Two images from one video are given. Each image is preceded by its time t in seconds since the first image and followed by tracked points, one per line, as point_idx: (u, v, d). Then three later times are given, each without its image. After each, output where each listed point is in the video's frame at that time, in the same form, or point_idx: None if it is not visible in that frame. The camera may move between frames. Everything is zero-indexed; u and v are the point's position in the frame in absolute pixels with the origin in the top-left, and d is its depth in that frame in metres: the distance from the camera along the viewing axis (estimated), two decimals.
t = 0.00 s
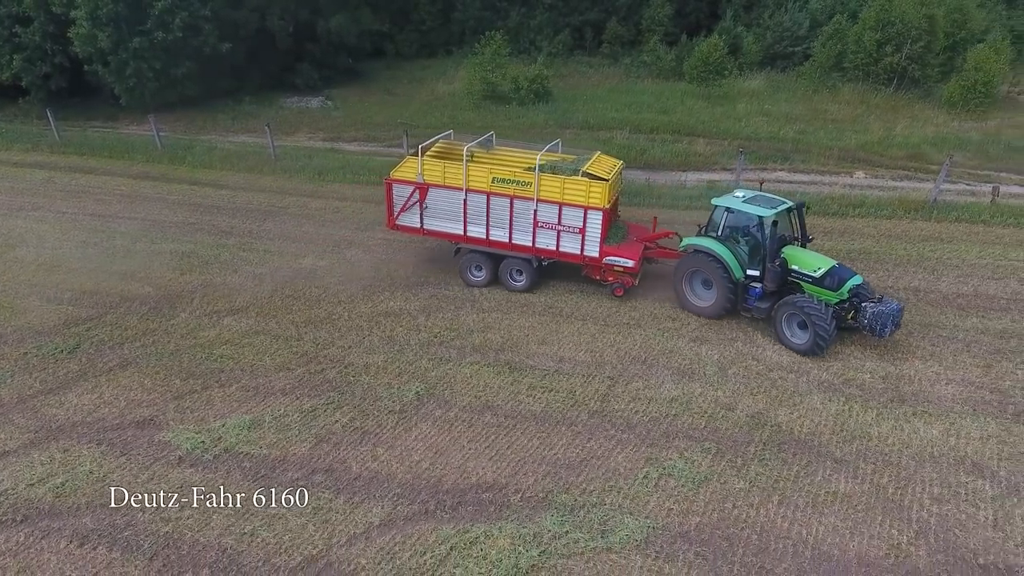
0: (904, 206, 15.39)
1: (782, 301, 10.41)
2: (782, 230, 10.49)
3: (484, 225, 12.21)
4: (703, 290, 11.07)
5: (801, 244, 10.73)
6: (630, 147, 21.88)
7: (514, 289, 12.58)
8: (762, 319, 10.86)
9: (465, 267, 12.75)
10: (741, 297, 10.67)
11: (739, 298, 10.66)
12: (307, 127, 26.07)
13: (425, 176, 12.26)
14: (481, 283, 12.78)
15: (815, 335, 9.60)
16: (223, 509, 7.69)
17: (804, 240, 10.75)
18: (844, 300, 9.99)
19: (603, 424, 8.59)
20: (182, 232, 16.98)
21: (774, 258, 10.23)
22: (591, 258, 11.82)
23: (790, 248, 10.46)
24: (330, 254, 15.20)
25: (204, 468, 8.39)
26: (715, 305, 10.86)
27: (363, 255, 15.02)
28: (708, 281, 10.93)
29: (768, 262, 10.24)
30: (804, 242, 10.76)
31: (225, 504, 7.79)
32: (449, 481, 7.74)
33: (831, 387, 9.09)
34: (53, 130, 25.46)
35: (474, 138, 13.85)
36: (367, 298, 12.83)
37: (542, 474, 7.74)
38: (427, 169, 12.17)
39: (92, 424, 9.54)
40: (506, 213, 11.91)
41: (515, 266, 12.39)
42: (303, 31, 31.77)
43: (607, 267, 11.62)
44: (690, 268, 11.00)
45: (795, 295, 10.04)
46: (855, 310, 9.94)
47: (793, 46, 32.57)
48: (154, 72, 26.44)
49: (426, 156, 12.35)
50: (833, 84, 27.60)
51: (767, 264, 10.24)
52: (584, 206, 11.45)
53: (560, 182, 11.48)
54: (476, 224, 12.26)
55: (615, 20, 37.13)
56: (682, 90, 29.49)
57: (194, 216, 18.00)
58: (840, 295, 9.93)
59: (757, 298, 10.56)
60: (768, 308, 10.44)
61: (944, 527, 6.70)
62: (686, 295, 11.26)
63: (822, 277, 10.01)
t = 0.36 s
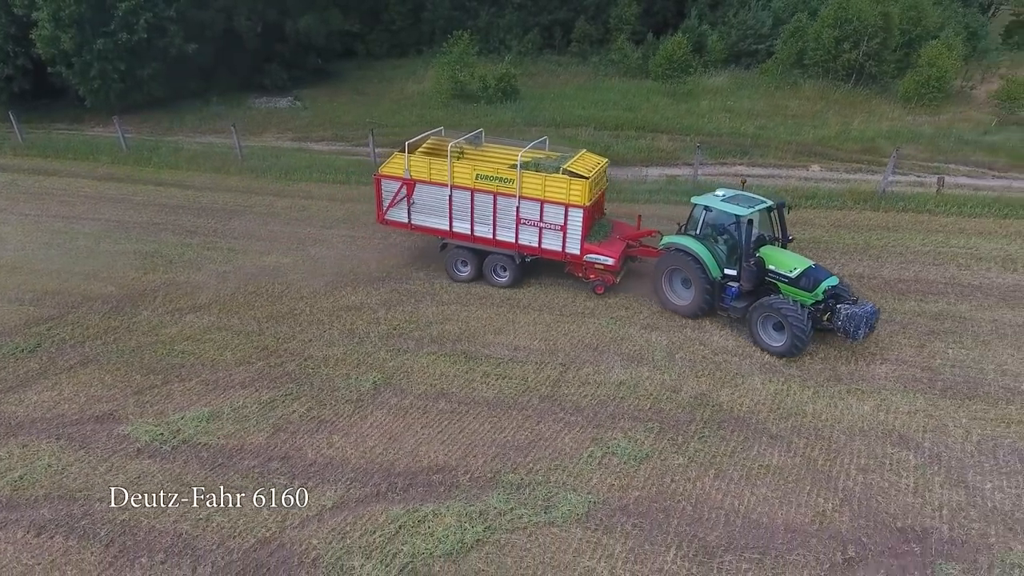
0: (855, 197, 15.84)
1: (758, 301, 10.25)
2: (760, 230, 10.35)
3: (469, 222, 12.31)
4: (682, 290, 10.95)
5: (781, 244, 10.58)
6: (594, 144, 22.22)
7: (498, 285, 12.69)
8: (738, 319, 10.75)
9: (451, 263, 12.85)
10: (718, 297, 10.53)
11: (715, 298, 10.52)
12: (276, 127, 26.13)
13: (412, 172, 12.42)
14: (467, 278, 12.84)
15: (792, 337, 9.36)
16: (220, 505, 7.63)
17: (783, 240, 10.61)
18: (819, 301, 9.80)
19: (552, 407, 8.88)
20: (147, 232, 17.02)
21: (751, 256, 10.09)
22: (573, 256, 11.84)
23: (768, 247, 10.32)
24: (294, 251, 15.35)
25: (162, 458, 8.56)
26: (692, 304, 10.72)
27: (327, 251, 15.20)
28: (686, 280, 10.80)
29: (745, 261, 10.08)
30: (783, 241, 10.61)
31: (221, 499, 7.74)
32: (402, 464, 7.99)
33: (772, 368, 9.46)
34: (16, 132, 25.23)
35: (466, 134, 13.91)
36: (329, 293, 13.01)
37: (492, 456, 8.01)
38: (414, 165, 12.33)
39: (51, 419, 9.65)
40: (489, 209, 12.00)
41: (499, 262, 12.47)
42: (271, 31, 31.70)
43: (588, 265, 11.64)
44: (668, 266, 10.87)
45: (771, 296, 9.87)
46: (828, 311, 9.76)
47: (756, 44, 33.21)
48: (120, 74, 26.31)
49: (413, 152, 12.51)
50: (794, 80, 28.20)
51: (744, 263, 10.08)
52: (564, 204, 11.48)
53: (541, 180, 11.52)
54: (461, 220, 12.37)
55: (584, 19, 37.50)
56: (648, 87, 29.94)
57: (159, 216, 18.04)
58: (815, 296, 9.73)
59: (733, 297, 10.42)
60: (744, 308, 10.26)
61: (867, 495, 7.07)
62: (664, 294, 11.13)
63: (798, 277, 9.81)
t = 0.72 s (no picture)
0: (811, 187, 16.31)
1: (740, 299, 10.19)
2: (743, 225, 10.29)
3: (456, 216, 12.43)
4: (665, 287, 10.89)
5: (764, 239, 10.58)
6: (563, 141, 22.56)
7: (484, 279, 12.78)
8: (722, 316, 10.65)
9: (438, 257, 12.98)
10: (700, 293, 10.46)
11: (698, 295, 10.45)
12: (247, 127, 26.19)
13: (401, 167, 12.59)
14: (454, 272, 12.99)
15: (775, 333, 9.28)
16: (208, 504, 7.57)
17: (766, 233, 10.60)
18: (801, 298, 9.75)
19: (511, 390, 9.19)
20: (115, 231, 17.06)
21: (734, 253, 10.03)
22: (556, 251, 11.86)
23: (750, 243, 10.25)
24: (263, 247, 15.52)
25: (129, 446, 8.74)
26: (675, 301, 10.70)
27: (297, 247, 15.39)
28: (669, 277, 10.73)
29: (726, 258, 10.01)
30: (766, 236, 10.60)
31: (217, 498, 7.64)
32: (364, 446, 8.26)
33: (723, 349, 9.84)
34: None
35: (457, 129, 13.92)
36: (297, 287, 13.22)
37: (450, 436, 8.30)
38: (403, 160, 12.50)
39: (18, 412, 9.77)
40: (475, 204, 12.10)
41: (484, 257, 12.56)
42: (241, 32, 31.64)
43: (570, 260, 11.62)
44: (651, 264, 10.81)
45: (756, 295, 9.67)
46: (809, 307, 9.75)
47: (724, 42, 33.78)
48: (88, 74, 26.21)
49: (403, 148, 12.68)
50: (759, 77, 28.78)
51: (725, 260, 10.01)
52: (547, 199, 11.50)
53: (524, 175, 11.56)
54: (448, 215, 12.50)
55: (555, 18, 37.85)
56: (618, 85, 30.36)
57: (129, 215, 18.09)
58: (796, 293, 9.71)
59: (716, 294, 10.36)
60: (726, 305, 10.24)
61: (803, 463, 7.46)
62: (648, 291, 11.10)
63: (779, 274, 9.81)
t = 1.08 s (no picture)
0: (769, 178, 16.85)
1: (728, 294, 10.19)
2: (729, 220, 10.35)
3: (446, 210, 12.57)
4: (653, 283, 10.89)
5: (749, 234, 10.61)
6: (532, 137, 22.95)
7: (472, 272, 12.91)
8: (709, 311, 10.65)
9: (429, 250, 13.16)
10: (688, 289, 10.45)
11: (686, 290, 10.44)
12: (219, 126, 26.30)
13: (394, 160, 12.77)
14: (445, 265, 13.15)
15: (767, 326, 9.31)
16: (208, 504, 7.47)
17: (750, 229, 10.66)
18: (789, 291, 9.83)
19: (472, 371, 9.56)
20: (87, 228, 17.19)
21: (720, 248, 10.08)
22: (541, 245, 11.93)
23: (735, 237, 10.32)
24: (235, 242, 15.74)
25: (101, 430, 8.99)
26: (662, 298, 10.68)
27: (268, 241, 15.62)
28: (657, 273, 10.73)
29: (714, 253, 10.05)
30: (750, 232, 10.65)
31: (217, 499, 7.54)
32: (329, 425, 8.58)
33: (676, 329, 10.29)
34: None
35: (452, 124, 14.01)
36: (268, 278, 13.49)
37: (412, 414, 8.66)
38: (396, 154, 12.67)
39: None
40: (463, 198, 12.23)
41: (472, 250, 12.69)
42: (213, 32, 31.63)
43: (554, 255, 11.65)
44: (638, 260, 10.79)
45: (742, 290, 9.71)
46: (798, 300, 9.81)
47: (693, 39, 34.35)
48: (59, 74, 26.19)
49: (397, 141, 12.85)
50: (726, 73, 29.37)
51: (713, 255, 10.05)
52: (532, 193, 11.56)
53: (510, 169, 11.63)
54: (438, 208, 12.64)
55: (528, 16, 38.19)
56: (589, 82, 30.81)
57: (101, 213, 18.20)
58: (784, 286, 9.77)
59: (704, 289, 10.32)
60: (715, 300, 10.21)
61: (744, 431, 7.90)
62: (635, 289, 11.06)
63: (767, 267, 9.90)
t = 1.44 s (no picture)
0: (734, 171, 17.36)
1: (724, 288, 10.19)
2: (721, 214, 10.29)
3: (439, 204, 12.70)
4: (646, 279, 10.79)
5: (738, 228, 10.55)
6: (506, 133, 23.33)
7: (465, 265, 13.03)
8: (704, 305, 10.63)
9: (423, 244, 13.30)
10: (683, 284, 10.39)
11: (681, 285, 10.37)
12: (197, 125, 26.45)
13: (390, 155, 12.93)
14: (438, 259, 13.29)
15: (766, 318, 9.35)
16: (208, 505, 7.37)
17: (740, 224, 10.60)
18: (785, 282, 9.86)
19: (439, 354, 9.94)
20: (64, 226, 17.34)
21: (715, 242, 10.01)
22: (532, 240, 12.01)
23: (727, 231, 10.29)
24: (211, 236, 15.99)
25: (77, 415, 9.27)
26: (657, 294, 10.59)
27: (244, 235, 15.88)
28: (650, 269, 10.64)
29: (709, 247, 10.00)
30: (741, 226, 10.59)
31: (217, 498, 7.45)
32: (300, 406, 8.93)
33: (636, 312, 10.72)
34: None
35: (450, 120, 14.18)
36: (243, 271, 13.76)
37: (380, 393, 9.03)
38: (392, 148, 12.84)
39: None
40: (456, 192, 12.35)
41: (463, 245, 12.82)
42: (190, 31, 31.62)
43: (543, 250, 11.70)
44: (632, 257, 10.68)
45: (737, 282, 9.80)
46: (793, 291, 9.89)
47: (667, 37, 34.87)
48: (34, 74, 26.23)
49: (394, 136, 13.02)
50: (698, 70, 29.91)
51: (708, 249, 10.00)
52: (521, 189, 11.64)
53: (501, 164, 11.73)
54: (433, 202, 12.78)
55: (504, 15, 38.53)
56: (564, 79, 31.23)
57: (78, 210, 18.34)
58: (781, 278, 9.79)
59: (699, 284, 10.28)
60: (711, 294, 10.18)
61: (694, 403, 8.32)
62: (629, 286, 10.95)
63: (762, 260, 9.86)
